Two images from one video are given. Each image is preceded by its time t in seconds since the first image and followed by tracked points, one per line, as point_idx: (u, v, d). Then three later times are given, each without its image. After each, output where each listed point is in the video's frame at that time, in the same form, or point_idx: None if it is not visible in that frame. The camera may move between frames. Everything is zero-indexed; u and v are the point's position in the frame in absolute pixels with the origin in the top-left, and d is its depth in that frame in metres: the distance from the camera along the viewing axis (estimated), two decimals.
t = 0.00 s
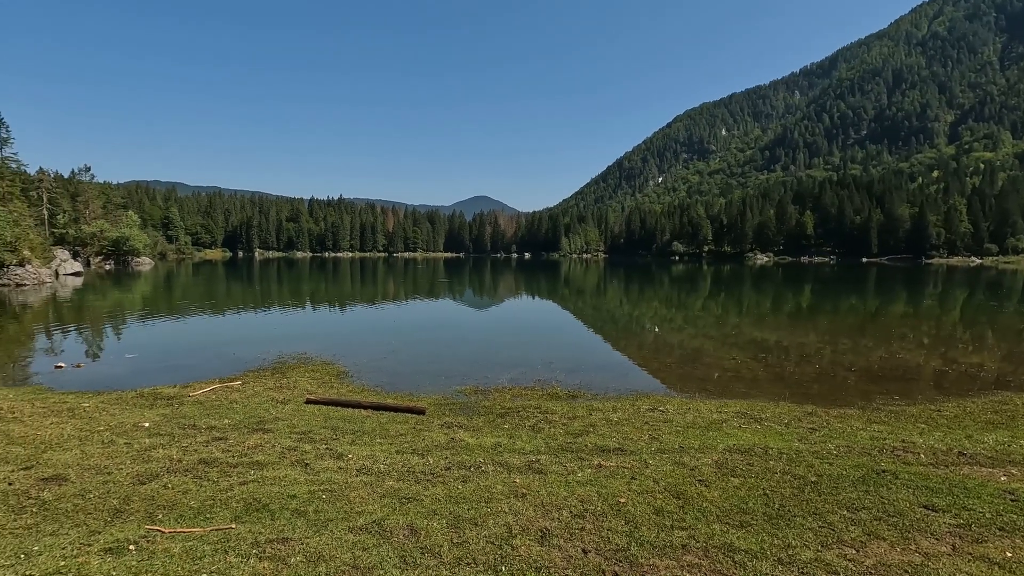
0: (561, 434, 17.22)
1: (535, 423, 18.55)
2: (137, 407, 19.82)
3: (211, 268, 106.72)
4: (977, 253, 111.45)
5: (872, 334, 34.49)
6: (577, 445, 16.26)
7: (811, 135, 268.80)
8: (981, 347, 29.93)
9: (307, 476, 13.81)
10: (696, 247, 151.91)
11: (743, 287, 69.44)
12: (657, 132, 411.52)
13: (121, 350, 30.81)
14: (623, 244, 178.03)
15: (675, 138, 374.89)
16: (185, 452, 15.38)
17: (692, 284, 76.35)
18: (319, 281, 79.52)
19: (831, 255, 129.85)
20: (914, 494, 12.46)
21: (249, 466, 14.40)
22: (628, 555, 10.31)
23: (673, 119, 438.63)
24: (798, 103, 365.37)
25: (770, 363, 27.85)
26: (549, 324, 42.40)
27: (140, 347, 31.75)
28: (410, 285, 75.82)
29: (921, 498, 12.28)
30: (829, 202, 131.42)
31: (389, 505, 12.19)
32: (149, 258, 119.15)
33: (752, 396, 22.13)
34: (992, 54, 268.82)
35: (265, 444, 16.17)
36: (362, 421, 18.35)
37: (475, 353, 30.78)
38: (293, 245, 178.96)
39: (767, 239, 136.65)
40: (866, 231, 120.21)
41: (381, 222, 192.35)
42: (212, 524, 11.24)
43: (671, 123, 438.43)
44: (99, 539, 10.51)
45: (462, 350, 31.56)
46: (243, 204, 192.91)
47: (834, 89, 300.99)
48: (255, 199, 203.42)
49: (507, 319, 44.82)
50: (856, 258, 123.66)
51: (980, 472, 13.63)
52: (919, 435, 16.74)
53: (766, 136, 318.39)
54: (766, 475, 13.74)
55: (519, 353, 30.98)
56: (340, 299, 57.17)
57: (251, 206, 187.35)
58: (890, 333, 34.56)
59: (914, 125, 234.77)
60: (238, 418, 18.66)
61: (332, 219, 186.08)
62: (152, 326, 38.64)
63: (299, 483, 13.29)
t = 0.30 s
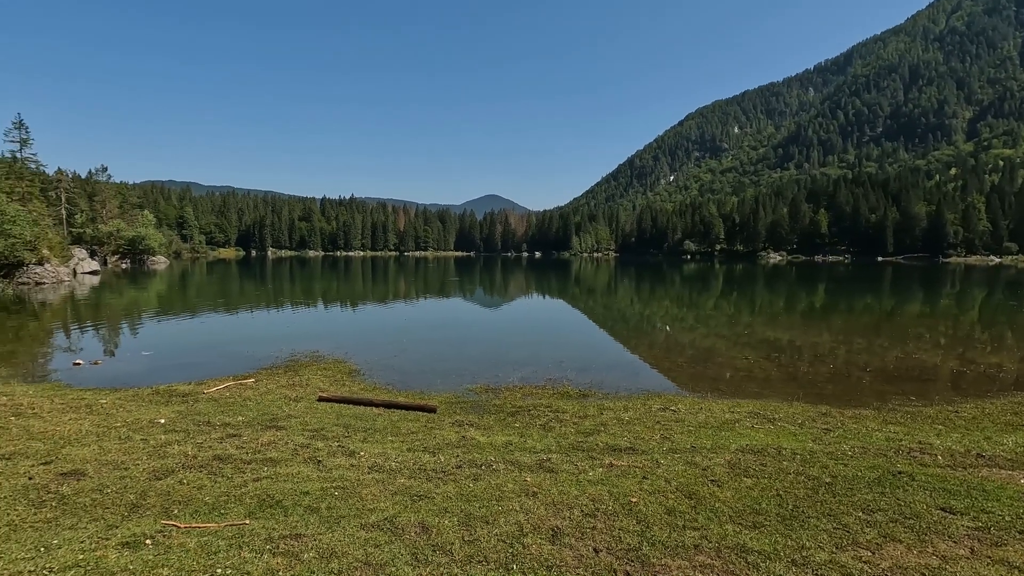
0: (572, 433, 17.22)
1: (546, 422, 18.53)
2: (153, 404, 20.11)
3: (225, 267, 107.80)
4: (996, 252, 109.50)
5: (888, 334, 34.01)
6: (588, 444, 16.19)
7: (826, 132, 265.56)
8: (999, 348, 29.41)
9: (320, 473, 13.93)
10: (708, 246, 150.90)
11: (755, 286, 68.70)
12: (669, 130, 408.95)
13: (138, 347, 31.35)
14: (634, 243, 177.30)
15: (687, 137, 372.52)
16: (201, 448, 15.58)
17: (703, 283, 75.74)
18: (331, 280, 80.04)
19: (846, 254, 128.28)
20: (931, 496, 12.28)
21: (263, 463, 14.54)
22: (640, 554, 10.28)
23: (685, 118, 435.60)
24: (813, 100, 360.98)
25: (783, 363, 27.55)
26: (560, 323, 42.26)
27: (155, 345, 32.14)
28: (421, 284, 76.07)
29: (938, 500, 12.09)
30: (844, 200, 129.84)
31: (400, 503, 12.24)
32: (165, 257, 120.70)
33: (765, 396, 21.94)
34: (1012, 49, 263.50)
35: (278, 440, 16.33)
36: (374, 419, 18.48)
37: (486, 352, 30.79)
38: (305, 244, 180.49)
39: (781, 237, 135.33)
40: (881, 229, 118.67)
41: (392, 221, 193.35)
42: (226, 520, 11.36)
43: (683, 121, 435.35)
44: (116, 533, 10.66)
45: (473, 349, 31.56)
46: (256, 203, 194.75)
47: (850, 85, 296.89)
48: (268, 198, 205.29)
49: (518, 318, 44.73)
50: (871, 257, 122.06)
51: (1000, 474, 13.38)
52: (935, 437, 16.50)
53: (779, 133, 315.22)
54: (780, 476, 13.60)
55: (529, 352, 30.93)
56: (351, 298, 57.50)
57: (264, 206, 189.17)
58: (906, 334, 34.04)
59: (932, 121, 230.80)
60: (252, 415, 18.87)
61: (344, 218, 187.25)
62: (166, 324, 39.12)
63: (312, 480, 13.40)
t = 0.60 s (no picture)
0: (582, 433, 17.20)
1: (557, 421, 18.51)
2: (168, 401, 20.37)
3: (238, 266, 108.74)
4: (1015, 251, 107.46)
5: (903, 334, 33.55)
6: (599, 443, 16.18)
7: (840, 130, 262.44)
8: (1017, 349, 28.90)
9: (331, 471, 14.03)
10: (719, 245, 149.75)
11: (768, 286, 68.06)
12: (680, 129, 406.61)
13: (153, 345, 31.79)
14: (645, 242, 176.51)
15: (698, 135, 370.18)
16: (214, 445, 15.75)
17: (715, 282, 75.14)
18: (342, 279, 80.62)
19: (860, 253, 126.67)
20: (948, 498, 12.09)
21: (275, 460, 14.69)
22: (651, 555, 10.23)
23: (697, 116, 432.83)
24: (827, 97, 356.85)
25: (796, 363, 27.30)
26: (570, 322, 42.19)
27: (170, 343, 32.59)
28: (431, 283, 76.41)
29: (955, 502, 11.94)
30: (858, 198, 128.37)
31: (411, 501, 12.31)
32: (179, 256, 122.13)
33: (778, 396, 21.75)
34: None
35: (290, 438, 16.47)
36: (385, 417, 18.58)
37: (496, 351, 30.83)
38: (317, 243, 181.90)
39: (794, 237, 134.00)
40: (897, 228, 117.02)
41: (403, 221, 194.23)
42: (240, 516, 11.49)
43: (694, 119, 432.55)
44: (133, 528, 10.83)
45: (484, 348, 31.65)
46: (269, 203, 196.49)
47: (864, 82, 293.14)
48: (280, 197, 206.99)
49: (528, 318, 44.69)
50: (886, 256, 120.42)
51: (1018, 477, 13.16)
52: (952, 438, 16.25)
53: (792, 131, 312.25)
54: (793, 477, 13.49)
55: (539, 351, 30.92)
56: (362, 297, 57.88)
57: (276, 205, 190.79)
58: (921, 334, 33.55)
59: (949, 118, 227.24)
60: (264, 413, 19.03)
61: (355, 217, 188.33)
62: (181, 323, 39.57)
63: (324, 478, 13.53)
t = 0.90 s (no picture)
0: (592, 432, 17.16)
1: (566, 421, 18.47)
2: (182, 398, 20.66)
3: (251, 265, 109.75)
4: None
5: (918, 335, 33.05)
6: (608, 443, 16.13)
7: (854, 127, 259.39)
8: None
9: (342, 468, 14.13)
10: (731, 244, 148.61)
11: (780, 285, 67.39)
12: (691, 128, 404.35)
13: (167, 344, 32.14)
14: (655, 241, 175.68)
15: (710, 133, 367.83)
16: (228, 442, 15.94)
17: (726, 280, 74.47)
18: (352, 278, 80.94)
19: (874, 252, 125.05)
20: (964, 501, 11.91)
21: (287, 458, 14.82)
22: (662, 555, 10.18)
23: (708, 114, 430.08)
24: (841, 94, 352.89)
25: (808, 364, 27.04)
26: (579, 321, 42.05)
27: (184, 341, 32.99)
28: (441, 282, 76.59)
29: (971, 505, 11.76)
30: (872, 197, 126.85)
31: (421, 499, 12.34)
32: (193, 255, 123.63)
33: (790, 397, 21.56)
34: None
35: (301, 436, 16.60)
36: (395, 416, 18.62)
37: (505, 350, 30.84)
38: (328, 242, 183.29)
39: (806, 236, 132.64)
40: (912, 227, 115.46)
41: (413, 220, 195.15)
42: (253, 512, 11.62)
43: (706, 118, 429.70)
44: (147, 524, 10.97)
45: (493, 347, 31.71)
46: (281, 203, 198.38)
47: (879, 79, 289.44)
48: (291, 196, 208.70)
49: (537, 317, 44.66)
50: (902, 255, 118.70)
51: None
52: (966, 440, 16.05)
53: (805, 129, 309.15)
54: (805, 478, 13.36)
55: (548, 350, 30.87)
56: (372, 296, 58.12)
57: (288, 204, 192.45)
58: (938, 334, 32.99)
59: (966, 115, 223.75)
60: (276, 411, 19.22)
61: (366, 216, 189.49)
62: (195, 322, 40.01)
63: (335, 475, 13.62)
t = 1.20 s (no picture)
0: (602, 432, 17.13)
1: (576, 420, 18.43)
2: (196, 396, 20.91)
3: (263, 265, 110.73)
4: None
5: (934, 335, 32.60)
6: (618, 442, 16.09)
7: (867, 125, 256.41)
8: None
9: (353, 466, 14.21)
10: (742, 243, 147.40)
11: (792, 285, 66.72)
12: (702, 126, 401.84)
13: (179, 342, 32.52)
14: (665, 241, 174.89)
15: (721, 132, 365.22)
16: (240, 439, 16.10)
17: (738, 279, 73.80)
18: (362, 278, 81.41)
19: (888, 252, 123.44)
20: (981, 504, 11.73)
21: (298, 455, 14.93)
22: (671, 556, 10.15)
23: (719, 113, 427.35)
24: (854, 91, 348.99)
25: (820, 364, 26.80)
26: (590, 321, 41.90)
27: (197, 339, 33.38)
28: (451, 282, 76.74)
29: (988, 509, 11.57)
30: (886, 195, 125.27)
31: (431, 498, 12.40)
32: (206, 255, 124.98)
33: (802, 398, 21.37)
34: None
35: (313, 434, 16.73)
36: (405, 415, 18.69)
37: (515, 350, 30.81)
38: (338, 241, 184.53)
39: (819, 235, 131.21)
40: (927, 226, 113.83)
41: (422, 219, 195.83)
42: (265, 509, 11.73)
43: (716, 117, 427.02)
44: (162, 520, 11.12)
45: (503, 346, 31.72)
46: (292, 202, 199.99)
47: (894, 76, 285.82)
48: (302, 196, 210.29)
49: (547, 316, 44.60)
50: (916, 254, 117.02)
51: None
52: (983, 442, 15.81)
53: (817, 127, 305.93)
54: (817, 479, 13.23)
55: (558, 350, 30.81)
56: (382, 295, 58.32)
57: (299, 204, 193.88)
58: (954, 335, 32.50)
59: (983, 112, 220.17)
60: (288, 409, 19.39)
61: (376, 216, 190.46)
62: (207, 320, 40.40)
63: (345, 473, 13.71)
